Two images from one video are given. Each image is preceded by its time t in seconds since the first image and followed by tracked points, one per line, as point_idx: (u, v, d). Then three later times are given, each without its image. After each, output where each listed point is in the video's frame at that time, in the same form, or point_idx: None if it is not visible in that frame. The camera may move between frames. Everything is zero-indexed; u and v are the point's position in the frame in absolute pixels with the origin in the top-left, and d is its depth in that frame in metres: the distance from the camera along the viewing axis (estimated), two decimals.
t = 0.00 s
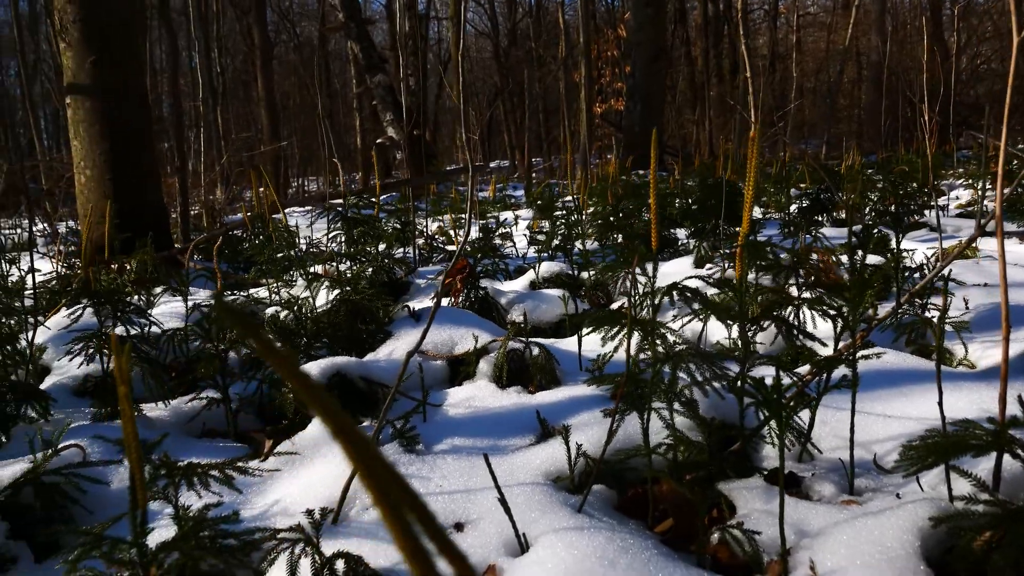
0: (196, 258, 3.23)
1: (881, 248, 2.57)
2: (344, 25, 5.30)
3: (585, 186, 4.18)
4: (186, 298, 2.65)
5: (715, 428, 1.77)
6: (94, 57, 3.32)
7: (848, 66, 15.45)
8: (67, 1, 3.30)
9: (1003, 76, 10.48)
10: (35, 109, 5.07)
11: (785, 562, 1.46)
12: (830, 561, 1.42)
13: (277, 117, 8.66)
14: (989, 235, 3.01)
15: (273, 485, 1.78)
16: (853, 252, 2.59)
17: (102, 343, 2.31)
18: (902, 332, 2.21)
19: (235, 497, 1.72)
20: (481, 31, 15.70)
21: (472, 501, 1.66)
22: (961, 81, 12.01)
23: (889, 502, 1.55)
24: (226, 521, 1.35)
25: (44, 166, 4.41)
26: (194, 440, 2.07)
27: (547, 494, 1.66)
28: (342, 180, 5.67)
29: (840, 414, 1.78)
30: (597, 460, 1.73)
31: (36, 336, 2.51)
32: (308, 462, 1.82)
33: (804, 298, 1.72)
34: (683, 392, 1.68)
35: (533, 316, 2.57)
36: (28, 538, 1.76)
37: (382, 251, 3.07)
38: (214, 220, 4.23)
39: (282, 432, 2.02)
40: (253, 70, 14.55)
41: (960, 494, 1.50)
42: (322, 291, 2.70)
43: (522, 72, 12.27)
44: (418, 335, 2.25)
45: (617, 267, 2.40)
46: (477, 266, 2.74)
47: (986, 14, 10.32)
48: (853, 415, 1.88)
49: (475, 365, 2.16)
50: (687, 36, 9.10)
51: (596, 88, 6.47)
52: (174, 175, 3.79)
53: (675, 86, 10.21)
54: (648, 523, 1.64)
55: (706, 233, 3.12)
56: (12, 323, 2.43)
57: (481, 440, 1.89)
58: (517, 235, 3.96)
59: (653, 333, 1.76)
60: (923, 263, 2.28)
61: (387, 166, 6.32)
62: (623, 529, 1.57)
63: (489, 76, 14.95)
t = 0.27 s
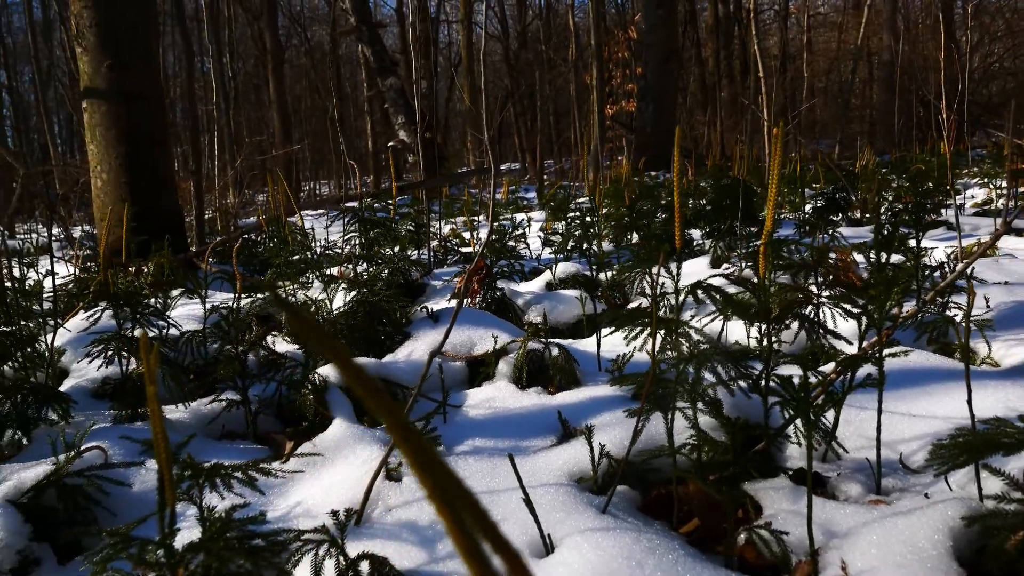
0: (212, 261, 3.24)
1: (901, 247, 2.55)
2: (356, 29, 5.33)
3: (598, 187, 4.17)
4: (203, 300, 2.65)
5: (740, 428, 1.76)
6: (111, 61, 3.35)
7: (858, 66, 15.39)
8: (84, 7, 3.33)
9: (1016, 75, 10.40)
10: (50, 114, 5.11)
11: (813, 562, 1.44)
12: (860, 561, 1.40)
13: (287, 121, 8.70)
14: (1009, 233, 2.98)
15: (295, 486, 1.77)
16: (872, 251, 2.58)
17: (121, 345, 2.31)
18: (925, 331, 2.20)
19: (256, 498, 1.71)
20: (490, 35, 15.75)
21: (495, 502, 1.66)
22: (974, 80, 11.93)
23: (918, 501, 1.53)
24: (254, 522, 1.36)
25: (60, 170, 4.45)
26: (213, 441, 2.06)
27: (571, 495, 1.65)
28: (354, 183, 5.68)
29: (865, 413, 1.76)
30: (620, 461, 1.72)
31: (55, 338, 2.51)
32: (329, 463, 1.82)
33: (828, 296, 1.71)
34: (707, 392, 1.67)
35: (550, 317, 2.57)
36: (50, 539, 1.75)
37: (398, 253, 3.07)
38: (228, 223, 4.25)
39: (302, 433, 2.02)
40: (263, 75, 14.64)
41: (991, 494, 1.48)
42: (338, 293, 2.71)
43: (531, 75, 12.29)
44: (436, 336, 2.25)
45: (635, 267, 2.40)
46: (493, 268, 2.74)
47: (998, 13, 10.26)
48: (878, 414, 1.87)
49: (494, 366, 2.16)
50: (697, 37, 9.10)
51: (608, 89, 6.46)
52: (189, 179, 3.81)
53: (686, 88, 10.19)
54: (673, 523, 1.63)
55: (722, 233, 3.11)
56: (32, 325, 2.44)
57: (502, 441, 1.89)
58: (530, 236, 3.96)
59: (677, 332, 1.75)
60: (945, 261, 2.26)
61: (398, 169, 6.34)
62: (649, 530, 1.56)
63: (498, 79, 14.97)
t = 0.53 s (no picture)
0: (225, 263, 3.26)
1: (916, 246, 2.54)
2: (364, 32, 5.34)
3: (609, 188, 4.17)
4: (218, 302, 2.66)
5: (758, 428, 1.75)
6: (123, 64, 3.37)
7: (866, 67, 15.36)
8: (96, 10, 3.35)
9: None
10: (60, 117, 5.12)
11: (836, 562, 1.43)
12: (884, 560, 1.39)
13: (297, 124, 8.74)
14: None
15: (312, 486, 1.77)
16: (887, 251, 2.57)
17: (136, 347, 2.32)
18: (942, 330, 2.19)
19: (275, 498, 1.71)
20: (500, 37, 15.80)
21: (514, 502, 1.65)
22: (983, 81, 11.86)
23: (941, 501, 1.52)
24: (277, 521, 1.36)
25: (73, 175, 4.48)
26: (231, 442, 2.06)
27: (590, 495, 1.65)
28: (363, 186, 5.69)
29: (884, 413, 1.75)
30: (639, 460, 1.71)
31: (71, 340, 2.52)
32: (346, 464, 1.81)
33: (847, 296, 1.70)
34: (726, 391, 1.67)
35: (563, 318, 2.56)
36: (69, 539, 1.76)
37: (410, 255, 3.08)
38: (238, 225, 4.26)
39: (319, 433, 2.02)
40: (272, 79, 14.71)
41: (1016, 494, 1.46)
42: (351, 294, 2.71)
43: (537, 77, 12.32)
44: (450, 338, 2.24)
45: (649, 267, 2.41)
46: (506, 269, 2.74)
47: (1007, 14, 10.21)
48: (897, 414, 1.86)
49: (510, 367, 2.16)
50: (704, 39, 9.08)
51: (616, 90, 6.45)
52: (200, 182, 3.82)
53: (693, 89, 10.17)
54: (693, 523, 1.62)
55: (734, 234, 3.11)
56: (48, 327, 2.45)
57: (519, 441, 1.89)
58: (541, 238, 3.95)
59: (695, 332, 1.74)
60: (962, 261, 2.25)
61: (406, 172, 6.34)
62: (669, 530, 1.56)
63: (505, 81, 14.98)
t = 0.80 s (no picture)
0: (237, 267, 3.26)
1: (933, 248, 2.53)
2: (373, 36, 5.34)
3: (619, 191, 4.16)
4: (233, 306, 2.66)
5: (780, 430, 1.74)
6: (136, 70, 3.38)
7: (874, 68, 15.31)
8: (110, 17, 3.37)
9: None
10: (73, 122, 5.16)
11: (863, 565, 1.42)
12: (911, 563, 1.39)
13: (305, 128, 8.76)
14: None
15: (332, 490, 1.76)
16: (904, 252, 2.56)
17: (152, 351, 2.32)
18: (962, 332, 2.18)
19: (295, 502, 1.70)
20: (508, 40, 15.81)
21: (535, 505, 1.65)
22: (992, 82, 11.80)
23: (967, 503, 1.51)
24: (304, 525, 1.36)
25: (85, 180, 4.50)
26: (248, 445, 2.05)
27: (612, 498, 1.64)
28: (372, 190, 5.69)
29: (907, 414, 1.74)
30: (662, 463, 1.71)
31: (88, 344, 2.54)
32: (366, 467, 1.81)
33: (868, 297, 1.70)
34: (749, 393, 1.66)
35: (579, 321, 2.56)
36: (91, 543, 1.77)
37: (423, 258, 3.08)
38: (249, 230, 4.26)
39: (338, 437, 2.02)
40: (278, 84, 14.76)
41: None
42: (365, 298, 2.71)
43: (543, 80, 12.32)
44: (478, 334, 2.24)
45: (665, 269, 2.41)
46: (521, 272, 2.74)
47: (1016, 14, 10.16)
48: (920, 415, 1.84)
49: (528, 370, 2.16)
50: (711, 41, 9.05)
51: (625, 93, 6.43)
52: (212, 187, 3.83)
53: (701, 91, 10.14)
54: (716, 526, 1.62)
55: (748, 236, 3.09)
56: (66, 331, 2.47)
57: (539, 444, 1.88)
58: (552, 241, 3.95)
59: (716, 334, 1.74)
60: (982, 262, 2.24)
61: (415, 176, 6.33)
62: (693, 533, 1.55)
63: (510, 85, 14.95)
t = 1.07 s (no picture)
0: (250, 269, 3.27)
1: (949, 248, 2.53)
2: (381, 39, 5.36)
3: (630, 192, 4.16)
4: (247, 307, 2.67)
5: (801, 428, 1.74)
6: (149, 74, 3.40)
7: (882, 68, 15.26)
8: (122, 20, 3.39)
9: None
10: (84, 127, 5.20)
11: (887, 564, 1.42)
12: (937, 562, 1.38)
13: (313, 131, 8.79)
14: None
15: (351, 489, 1.76)
16: (918, 252, 2.56)
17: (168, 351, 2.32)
18: (980, 331, 2.17)
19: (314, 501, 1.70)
20: (515, 42, 15.83)
21: (555, 504, 1.64)
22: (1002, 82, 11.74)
23: (991, 503, 1.50)
24: (328, 523, 1.36)
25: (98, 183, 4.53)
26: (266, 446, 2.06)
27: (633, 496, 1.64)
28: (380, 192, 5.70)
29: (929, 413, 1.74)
30: (681, 462, 1.70)
31: (106, 344, 2.55)
32: (385, 466, 1.81)
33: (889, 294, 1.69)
34: (768, 392, 1.66)
35: (593, 321, 2.56)
36: (112, 542, 1.78)
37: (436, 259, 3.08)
38: (259, 232, 4.28)
39: (355, 436, 2.03)
40: (286, 87, 14.82)
41: None
42: (379, 299, 2.72)
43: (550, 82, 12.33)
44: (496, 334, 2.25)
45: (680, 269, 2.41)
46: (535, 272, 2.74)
47: None
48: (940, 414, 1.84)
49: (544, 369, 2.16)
50: (719, 42, 9.03)
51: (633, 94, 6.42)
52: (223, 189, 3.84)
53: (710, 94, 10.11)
54: (738, 525, 1.61)
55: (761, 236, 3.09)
56: (83, 333, 2.49)
57: (556, 444, 1.88)
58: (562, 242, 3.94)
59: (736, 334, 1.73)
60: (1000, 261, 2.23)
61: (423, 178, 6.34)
62: (714, 532, 1.55)
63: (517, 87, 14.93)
